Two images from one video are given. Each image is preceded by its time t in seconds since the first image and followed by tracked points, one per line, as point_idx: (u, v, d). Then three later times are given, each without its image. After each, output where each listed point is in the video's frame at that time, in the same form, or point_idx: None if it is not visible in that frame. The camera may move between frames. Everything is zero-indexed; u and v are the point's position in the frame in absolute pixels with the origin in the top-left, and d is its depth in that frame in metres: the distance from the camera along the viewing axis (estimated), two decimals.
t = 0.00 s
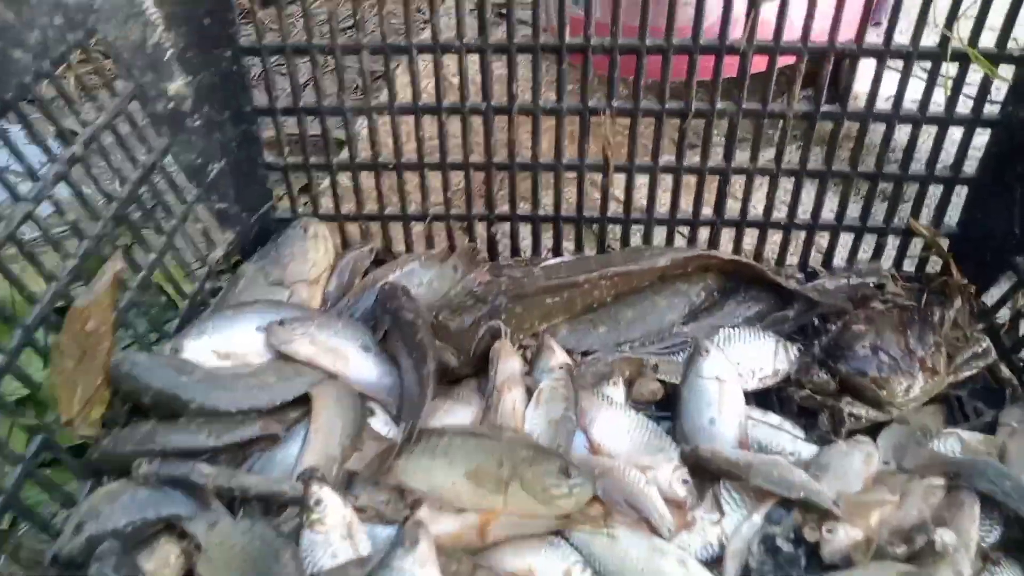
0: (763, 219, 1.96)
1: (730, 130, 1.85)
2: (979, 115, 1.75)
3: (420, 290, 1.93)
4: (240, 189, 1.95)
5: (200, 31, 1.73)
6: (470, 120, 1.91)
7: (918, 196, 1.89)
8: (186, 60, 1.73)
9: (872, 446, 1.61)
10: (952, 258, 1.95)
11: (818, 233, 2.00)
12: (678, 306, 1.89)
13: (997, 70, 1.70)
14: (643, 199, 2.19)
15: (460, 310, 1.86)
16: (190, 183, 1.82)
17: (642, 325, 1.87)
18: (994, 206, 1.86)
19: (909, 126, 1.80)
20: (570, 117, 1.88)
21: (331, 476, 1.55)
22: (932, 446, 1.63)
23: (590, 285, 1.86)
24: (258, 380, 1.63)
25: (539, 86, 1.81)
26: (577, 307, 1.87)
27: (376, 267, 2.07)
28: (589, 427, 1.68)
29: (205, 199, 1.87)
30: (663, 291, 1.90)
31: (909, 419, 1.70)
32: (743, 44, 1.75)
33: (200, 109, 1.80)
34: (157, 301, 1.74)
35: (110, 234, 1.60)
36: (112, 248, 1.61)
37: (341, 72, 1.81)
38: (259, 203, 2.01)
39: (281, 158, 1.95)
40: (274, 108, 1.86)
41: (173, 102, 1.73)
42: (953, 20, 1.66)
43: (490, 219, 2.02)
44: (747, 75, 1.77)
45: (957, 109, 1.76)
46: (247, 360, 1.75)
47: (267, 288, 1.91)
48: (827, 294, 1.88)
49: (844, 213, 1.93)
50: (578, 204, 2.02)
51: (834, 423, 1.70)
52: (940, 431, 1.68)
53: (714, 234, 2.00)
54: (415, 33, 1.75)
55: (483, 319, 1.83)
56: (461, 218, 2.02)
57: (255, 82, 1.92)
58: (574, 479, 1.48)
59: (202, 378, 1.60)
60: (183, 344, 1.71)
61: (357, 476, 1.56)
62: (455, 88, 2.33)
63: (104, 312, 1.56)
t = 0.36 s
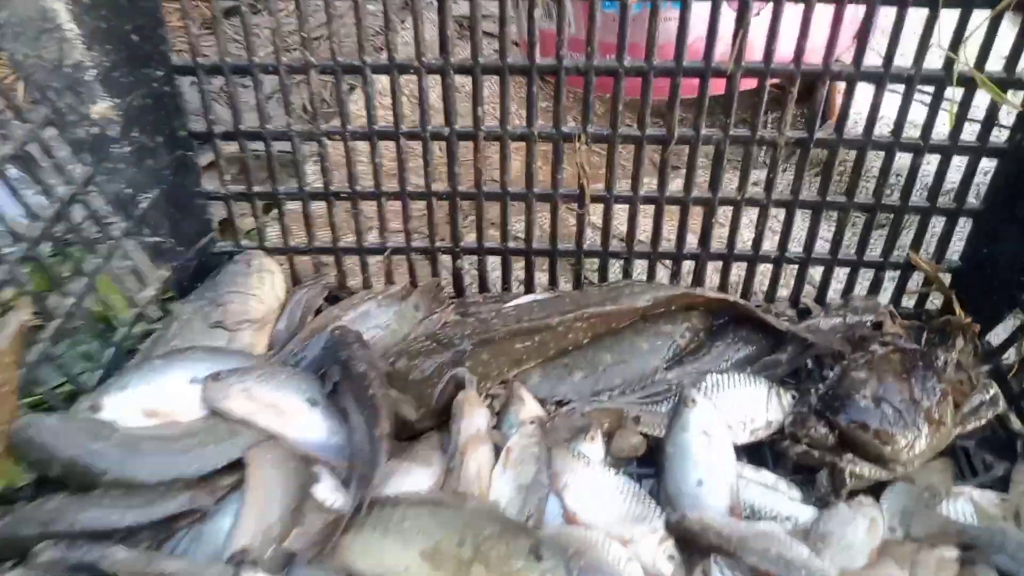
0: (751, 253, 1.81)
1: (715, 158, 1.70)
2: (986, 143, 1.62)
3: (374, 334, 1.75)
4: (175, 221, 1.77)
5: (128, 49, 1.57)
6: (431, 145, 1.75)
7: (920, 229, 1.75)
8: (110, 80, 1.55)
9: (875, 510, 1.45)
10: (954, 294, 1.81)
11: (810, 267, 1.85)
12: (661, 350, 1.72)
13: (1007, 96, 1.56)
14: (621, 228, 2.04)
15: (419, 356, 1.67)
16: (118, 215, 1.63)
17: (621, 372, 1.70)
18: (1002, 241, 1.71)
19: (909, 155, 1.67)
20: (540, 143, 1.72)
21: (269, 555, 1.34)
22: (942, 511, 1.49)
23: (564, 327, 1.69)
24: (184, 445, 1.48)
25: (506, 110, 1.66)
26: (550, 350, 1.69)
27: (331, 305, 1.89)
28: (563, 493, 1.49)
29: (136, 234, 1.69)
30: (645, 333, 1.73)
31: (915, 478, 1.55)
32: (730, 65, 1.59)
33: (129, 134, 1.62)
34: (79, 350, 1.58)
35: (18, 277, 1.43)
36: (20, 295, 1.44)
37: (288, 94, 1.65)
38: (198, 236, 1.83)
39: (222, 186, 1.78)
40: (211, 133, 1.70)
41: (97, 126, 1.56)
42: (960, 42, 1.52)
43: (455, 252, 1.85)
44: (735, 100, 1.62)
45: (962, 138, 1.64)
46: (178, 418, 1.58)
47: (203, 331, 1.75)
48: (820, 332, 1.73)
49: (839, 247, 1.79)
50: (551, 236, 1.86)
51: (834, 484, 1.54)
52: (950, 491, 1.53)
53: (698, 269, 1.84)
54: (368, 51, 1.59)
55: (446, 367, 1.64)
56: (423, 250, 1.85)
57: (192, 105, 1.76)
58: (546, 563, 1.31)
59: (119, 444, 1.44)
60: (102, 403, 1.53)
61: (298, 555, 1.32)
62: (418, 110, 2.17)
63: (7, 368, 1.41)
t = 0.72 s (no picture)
0: (770, 280, 1.70)
1: (731, 181, 1.58)
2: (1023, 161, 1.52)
3: (364, 376, 1.64)
4: (151, 258, 1.65)
5: (93, 76, 1.45)
6: (424, 172, 1.63)
7: (949, 252, 1.65)
8: (75, 111, 1.44)
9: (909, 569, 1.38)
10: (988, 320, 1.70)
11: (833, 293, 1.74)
12: (676, 388, 1.61)
13: None
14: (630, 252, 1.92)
15: (416, 401, 1.55)
16: (89, 255, 1.52)
17: (633, 413, 1.59)
18: None
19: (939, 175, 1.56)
20: (542, 168, 1.60)
21: None
22: (988, 565, 1.35)
23: (572, 366, 1.57)
24: (166, 509, 1.34)
25: (504, 134, 1.54)
26: (556, 391, 1.57)
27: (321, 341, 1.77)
28: (575, 553, 1.39)
29: (109, 274, 1.57)
30: (659, 370, 1.61)
31: (954, 525, 1.43)
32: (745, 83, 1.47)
33: (98, 168, 1.51)
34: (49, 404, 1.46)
35: None
36: None
37: (268, 121, 1.53)
38: (177, 273, 1.71)
39: (201, 220, 1.66)
40: (187, 164, 1.58)
41: (63, 161, 1.44)
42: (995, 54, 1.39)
43: (453, 283, 1.73)
44: (750, 122, 1.51)
45: (996, 155, 1.53)
46: (156, 476, 1.45)
47: (183, 379, 1.61)
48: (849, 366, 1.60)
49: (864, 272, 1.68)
50: (555, 265, 1.74)
51: (868, 535, 1.44)
52: (996, 538, 1.40)
53: (713, 297, 1.73)
54: (354, 74, 1.48)
55: (445, 414, 1.53)
56: (418, 282, 1.73)
57: (166, 134, 1.64)
58: None
59: (94, 513, 1.31)
60: (76, 463, 1.40)
61: None
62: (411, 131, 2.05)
63: None
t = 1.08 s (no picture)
0: (769, 310, 1.65)
1: (728, 210, 1.53)
2: None
3: (349, 416, 1.57)
4: (128, 291, 1.60)
5: (66, 106, 1.40)
6: (411, 201, 1.58)
7: (954, 282, 1.60)
8: (48, 142, 1.40)
9: None
10: (994, 350, 1.66)
11: (834, 323, 1.69)
12: (672, 425, 1.55)
13: None
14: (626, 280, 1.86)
15: (402, 441, 1.49)
16: (63, 290, 1.48)
17: (630, 451, 1.52)
18: None
19: (944, 204, 1.52)
20: (533, 196, 1.55)
21: None
22: None
23: (563, 402, 1.51)
24: (143, 559, 1.31)
25: (493, 162, 1.49)
26: (548, 428, 1.51)
27: (307, 374, 1.72)
28: None
29: (85, 308, 1.53)
30: (655, 406, 1.56)
31: (960, 567, 1.40)
32: (743, 109, 1.42)
33: (73, 201, 1.46)
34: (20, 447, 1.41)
35: None
36: None
37: (248, 150, 1.48)
38: (156, 305, 1.65)
39: (180, 252, 1.60)
40: (165, 194, 1.52)
41: (35, 194, 1.41)
42: (1004, 82, 1.36)
43: (442, 314, 1.67)
44: (747, 151, 1.46)
45: (1004, 184, 1.49)
46: (130, 522, 1.39)
47: (161, 418, 1.56)
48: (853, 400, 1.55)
49: (866, 302, 1.63)
50: (547, 295, 1.68)
51: None
52: None
53: (711, 327, 1.67)
54: (336, 102, 1.43)
55: (433, 453, 1.47)
56: (406, 313, 1.67)
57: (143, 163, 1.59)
58: None
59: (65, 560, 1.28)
60: (48, 509, 1.35)
61: None
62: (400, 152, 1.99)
63: None
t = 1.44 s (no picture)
0: (773, 318, 1.66)
1: (733, 219, 1.55)
2: None
3: (356, 420, 1.60)
4: (140, 297, 1.62)
5: (83, 116, 1.44)
6: (419, 210, 1.60)
7: (958, 290, 1.61)
8: (66, 152, 1.44)
9: None
10: (998, 358, 1.66)
11: (838, 331, 1.71)
12: (677, 430, 1.57)
13: None
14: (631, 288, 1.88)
15: (411, 446, 1.51)
16: (78, 295, 1.53)
17: (634, 455, 1.55)
18: None
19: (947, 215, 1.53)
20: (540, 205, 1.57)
21: None
22: None
23: (569, 408, 1.54)
24: (156, 557, 1.34)
25: (500, 172, 1.52)
26: (554, 433, 1.54)
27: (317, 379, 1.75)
28: None
29: (100, 313, 1.57)
30: (660, 412, 1.58)
31: (962, 573, 1.40)
32: (747, 122, 1.44)
33: (88, 209, 1.51)
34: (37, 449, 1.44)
35: None
36: None
37: (260, 160, 1.51)
38: (169, 311, 1.67)
39: (192, 259, 1.63)
40: (177, 204, 1.54)
41: (51, 202, 1.47)
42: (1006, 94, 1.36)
43: (450, 321, 1.70)
44: (751, 163, 1.48)
45: (1007, 196, 1.49)
46: (146, 523, 1.42)
47: (173, 421, 1.58)
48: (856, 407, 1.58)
49: (870, 310, 1.65)
50: (553, 302, 1.70)
51: None
52: None
53: (716, 335, 1.69)
54: (346, 114, 1.46)
55: (441, 457, 1.50)
56: (414, 320, 1.70)
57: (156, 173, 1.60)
58: None
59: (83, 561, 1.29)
60: (64, 509, 1.38)
61: None
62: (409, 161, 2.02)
63: None
